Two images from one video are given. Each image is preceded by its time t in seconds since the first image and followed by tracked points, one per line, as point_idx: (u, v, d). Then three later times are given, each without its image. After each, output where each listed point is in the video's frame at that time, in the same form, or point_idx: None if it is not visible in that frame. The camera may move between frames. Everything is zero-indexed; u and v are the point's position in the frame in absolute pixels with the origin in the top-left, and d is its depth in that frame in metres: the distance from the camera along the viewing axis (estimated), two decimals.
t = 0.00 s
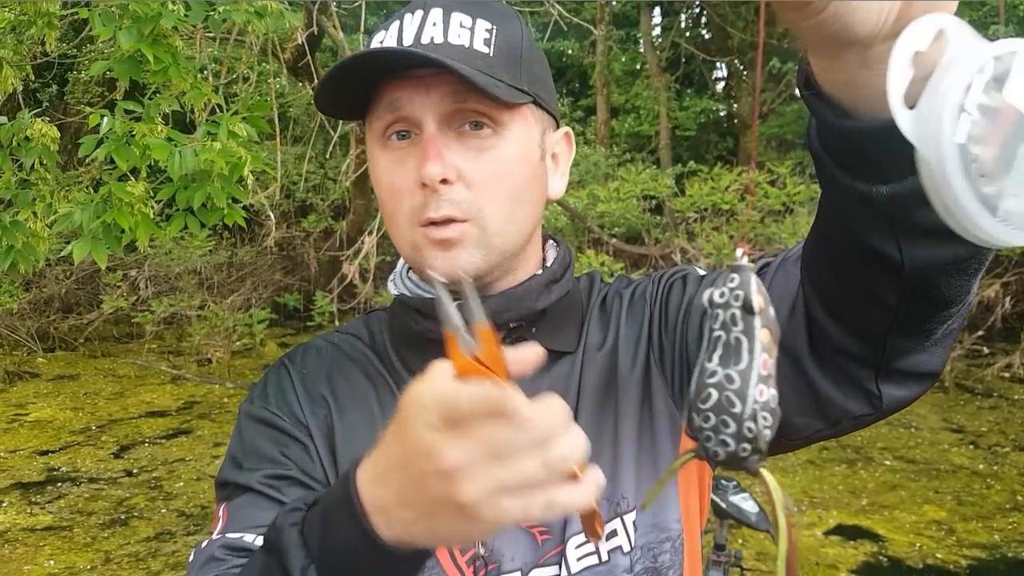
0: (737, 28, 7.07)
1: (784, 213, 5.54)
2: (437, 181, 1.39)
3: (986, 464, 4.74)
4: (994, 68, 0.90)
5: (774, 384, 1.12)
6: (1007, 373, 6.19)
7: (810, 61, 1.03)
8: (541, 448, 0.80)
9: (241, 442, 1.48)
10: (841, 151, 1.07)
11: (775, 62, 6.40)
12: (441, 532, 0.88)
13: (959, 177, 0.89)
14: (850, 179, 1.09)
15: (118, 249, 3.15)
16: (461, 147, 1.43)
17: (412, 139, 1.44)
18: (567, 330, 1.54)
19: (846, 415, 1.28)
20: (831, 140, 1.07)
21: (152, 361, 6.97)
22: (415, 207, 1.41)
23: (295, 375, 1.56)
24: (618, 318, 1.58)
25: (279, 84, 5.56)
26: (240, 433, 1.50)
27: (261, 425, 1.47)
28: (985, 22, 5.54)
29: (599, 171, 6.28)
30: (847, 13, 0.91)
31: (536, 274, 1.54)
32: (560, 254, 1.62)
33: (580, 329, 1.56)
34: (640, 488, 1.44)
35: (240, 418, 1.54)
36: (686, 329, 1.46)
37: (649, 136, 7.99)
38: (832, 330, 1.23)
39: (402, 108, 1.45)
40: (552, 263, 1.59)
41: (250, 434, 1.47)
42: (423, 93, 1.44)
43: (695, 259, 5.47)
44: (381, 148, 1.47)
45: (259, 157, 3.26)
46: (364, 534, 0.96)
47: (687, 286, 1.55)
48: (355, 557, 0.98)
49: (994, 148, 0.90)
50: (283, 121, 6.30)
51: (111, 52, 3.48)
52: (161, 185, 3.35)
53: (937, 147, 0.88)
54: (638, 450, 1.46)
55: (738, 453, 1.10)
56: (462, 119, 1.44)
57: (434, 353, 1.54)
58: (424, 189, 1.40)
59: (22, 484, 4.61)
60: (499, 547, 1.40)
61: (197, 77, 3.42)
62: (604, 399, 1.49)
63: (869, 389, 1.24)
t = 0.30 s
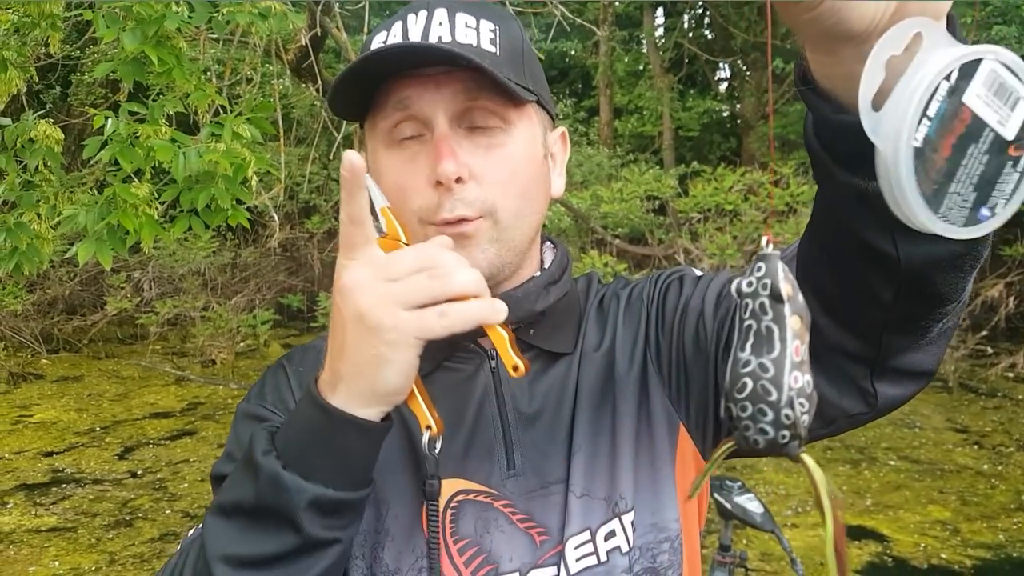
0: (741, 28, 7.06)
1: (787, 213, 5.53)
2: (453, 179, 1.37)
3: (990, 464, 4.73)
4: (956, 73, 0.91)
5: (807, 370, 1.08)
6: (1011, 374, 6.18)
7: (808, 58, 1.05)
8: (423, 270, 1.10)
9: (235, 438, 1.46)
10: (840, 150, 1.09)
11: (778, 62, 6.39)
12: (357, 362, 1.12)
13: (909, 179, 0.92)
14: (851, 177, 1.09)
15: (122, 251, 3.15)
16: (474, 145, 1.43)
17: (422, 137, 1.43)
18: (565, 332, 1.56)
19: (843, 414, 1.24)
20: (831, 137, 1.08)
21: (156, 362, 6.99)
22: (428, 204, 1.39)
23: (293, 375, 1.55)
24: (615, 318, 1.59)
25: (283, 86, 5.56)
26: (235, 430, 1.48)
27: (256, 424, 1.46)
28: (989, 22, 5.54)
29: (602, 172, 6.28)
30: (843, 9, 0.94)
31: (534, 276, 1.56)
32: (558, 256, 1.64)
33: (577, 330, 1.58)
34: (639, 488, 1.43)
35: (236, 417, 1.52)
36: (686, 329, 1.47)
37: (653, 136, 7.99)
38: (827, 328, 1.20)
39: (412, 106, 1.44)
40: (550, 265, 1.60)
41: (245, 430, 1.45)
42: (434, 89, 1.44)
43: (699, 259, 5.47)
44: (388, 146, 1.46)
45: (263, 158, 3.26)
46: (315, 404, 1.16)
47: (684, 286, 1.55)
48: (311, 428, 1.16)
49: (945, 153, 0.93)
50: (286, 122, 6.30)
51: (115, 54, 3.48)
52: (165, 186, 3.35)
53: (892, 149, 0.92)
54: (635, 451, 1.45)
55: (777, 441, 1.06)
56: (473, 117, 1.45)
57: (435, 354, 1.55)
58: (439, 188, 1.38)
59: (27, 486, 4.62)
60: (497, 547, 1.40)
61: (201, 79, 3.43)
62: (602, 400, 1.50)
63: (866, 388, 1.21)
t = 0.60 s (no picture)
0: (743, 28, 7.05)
1: (789, 213, 5.53)
2: (417, 174, 1.39)
3: (991, 464, 4.73)
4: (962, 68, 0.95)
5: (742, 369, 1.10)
6: (1012, 374, 6.18)
7: (791, 61, 1.07)
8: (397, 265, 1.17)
9: (234, 443, 1.49)
10: (833, 153, 1.08)
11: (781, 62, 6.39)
12: (346, 359, 1.20)
13: (932, 174, 0.93)
14: (837, 180, 1.09)
15: (124, 249, 3.16)
16: (446, 143, 1.43)
17: (398, 134, 1.44)
18: (559, 333, 1.56)
19: (832, 412, 1.27)
20: (821, 143, 1.08)
21: (157, 361, 7.00)
22: (399, 201, 1.41)
23: (287, 378, 1.55)
24: (609, 319, 1.59)
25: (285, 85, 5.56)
26: (233, 433, 1.52)
27: (254, 430, 1.48)
28: (991, 23, 5.55)
29: (603, 172, 6.28)
30: (823, 12, 0.96)
31: (527, 279, 1.55)
32: (551, 258, 1.62)
33: (571, 332, 1.58)
34: (634, 488, 1.44)
35: (235, 422, 1.54)
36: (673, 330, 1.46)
37: (654, 136, 8.01)
38: (815, 327, 1.22)
39: (387, 102, 1.45)
40: (543, 268, 1.59)
41: (243, 435, 1.49)
42: (408, 87, 1.43)
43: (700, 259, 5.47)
44: (370, 143, 1.48)
45: (266, 157, 3.26)
46: (314, 407, 1.22)
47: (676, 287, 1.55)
48: (311, 430, 1.22)
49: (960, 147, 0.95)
50: (288, 121, 6.30)
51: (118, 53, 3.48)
52: (168, 185, 3.36)
53: (911, 144, 0.92)
54: (629, 450, 1.46)
55: (705, 434, 1.09)
56: (446, 115, 1.44)
57: (432, 354, 1.54)
58: (405, 182, 1.40)
59: (29, 484, 4.63)
60: (493, 547, 1.41)
61: (204, 77, 3.43)
62: (596, 401, 1.50)
63: (853, 385, 1.23)
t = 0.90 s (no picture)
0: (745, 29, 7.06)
1: (791, 214, 5.53)
2: (438, 178, 1.39)
3: (993, 466, 4.73)
4: (938, 86, 0.93)
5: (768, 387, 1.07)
6: (1014, 376, 6.19)
7: (806, 71, 1.05)
8: (405, 274, 1.18)
9: (238, 444, 1.49)
10: (837, 160, 1.10)
11: (784, 63, 6.40)
12: (355, 367, 1.20)
13: (887, 192, 0.93)
14: (844, 185, 1.11)
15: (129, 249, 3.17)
16: (465, 148, 1.43)
17: (417, 137, 1.44)
18: (565, 331, 1.57)
19: (842, 414, 1.27)
20: (826, 148, 1.10)
21: (160, 360, 7.01)
22: (416, 205, 1.40)
23: (292, 378, 1.55)
24: (617, 318, 1.59)
25: (288, 85, 5.56)
26: (237, 433, 1.52)
27: (261, 429, 1.48)
28: (994, 24, 5.55)
29: (605, 172, 6.29)
30: (839, 27, 0.93)
31: (533, 279, 1.55)
32: (557, 257, 1.62)
33: (578, 329, 1.58)
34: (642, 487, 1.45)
35: (239, 422, 1.54)
36: (683, 333, 1.46)
37: (656, 136, 8.04)
38: (825, 330, 1.22)
39: (407, 106, 1.45)
40: (549, 267, 1.59)
41: (248, 436, 1.49)
42: (428, 91, 1.44)
43: (702, 260, 5.47)
44: (387, 146, 1.47)
45: (270, 157, 3.27)
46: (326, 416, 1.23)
47: (684, 287, 1.55)
48: (323, 440, 1.22)
49: (925, 166, 0.94)
50: (291, 121, 6.30)
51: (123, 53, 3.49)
52: (173, 185, 3.36)
53: (873, 155, 0.93)
54: (638, 449, 1.47)
55: (731, 455, 1.07)
56: (464, 119, 1.44)
57: (440, 352, 1.55)
58: (425, 186, 1.39)
59: (32, 483, 4.64)
60: (500, 544, 1.42)
61: (209, 78, 3.44)
62: (604, 399, 1.50)
63: (863, 388, 1.23)
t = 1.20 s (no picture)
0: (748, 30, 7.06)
1: (794, 216, 5.53)
2: (484, 185, 1.40)
3: (995, 467, 4.73)
4: (992, 94, 0.96)
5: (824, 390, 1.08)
6: (1017, 378, 6.19)
7: (817, 78, 1.07)
8: (405, 273, 1.19)
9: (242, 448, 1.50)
10: (846, 167, 1.10)
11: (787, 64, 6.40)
12: (358, 366, 1.21)
13: (965, 200, 0.95)
14: (855, 191, 1.10)
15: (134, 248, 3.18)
16: (503, 155, 1.45)
17: (450, 145, 1.45)
18: (569, 333, 1.57)
19: (844, 418, 1.27)
20: (835, 154, 1.10)
21: (163, 359, 7.02)
22: (454, 212, 1.41)
23: (296, 381, 1.56)
24: (619, 321, 1.60)
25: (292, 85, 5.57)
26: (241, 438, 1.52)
27: (266, 433, 1.49)
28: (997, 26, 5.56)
29: (608, 173, 6.30)
30: (856, 34, 0.96)
31: (539, 281, 1.56)
32: (561, 261, 1.63)
33: (581, 332, 1.59)
34: (645, 489, 1.44)
35: (243, 424, 1.55)
36: (688, 335, 1.49)
37: (658, 137, 8.07)
38: (829, 333, 1.23)
39: (443, 114, 1.46)
40: (554, 270, 1.59)
41: (251, 439, 1.49)
42: (465, 99, 1.46)
43: (705, 261, 5.48)
44: (413, 153, 1.47)
45: (275, 157, 3.28)
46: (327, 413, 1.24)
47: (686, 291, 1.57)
48: (325, 438, 1.23)
49: (996, 171, 0.95)
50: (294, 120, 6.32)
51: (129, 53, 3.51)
52: (178, 185, 3.37)
53: (941, 171, 0.95)
54: (641, 450, 1.46)
55: (793, 457, 1.07)
56: (499, 126, 1.47)
57: (443, 356, 1.56)
58: (467, 194, 1.40)
59: (35, 481, 4.64)
60: (503, 546, 1.42)
61: (214, 78, 3.45)
62: (607, 401, 1.51)
63: (865, 392, 1.24)
